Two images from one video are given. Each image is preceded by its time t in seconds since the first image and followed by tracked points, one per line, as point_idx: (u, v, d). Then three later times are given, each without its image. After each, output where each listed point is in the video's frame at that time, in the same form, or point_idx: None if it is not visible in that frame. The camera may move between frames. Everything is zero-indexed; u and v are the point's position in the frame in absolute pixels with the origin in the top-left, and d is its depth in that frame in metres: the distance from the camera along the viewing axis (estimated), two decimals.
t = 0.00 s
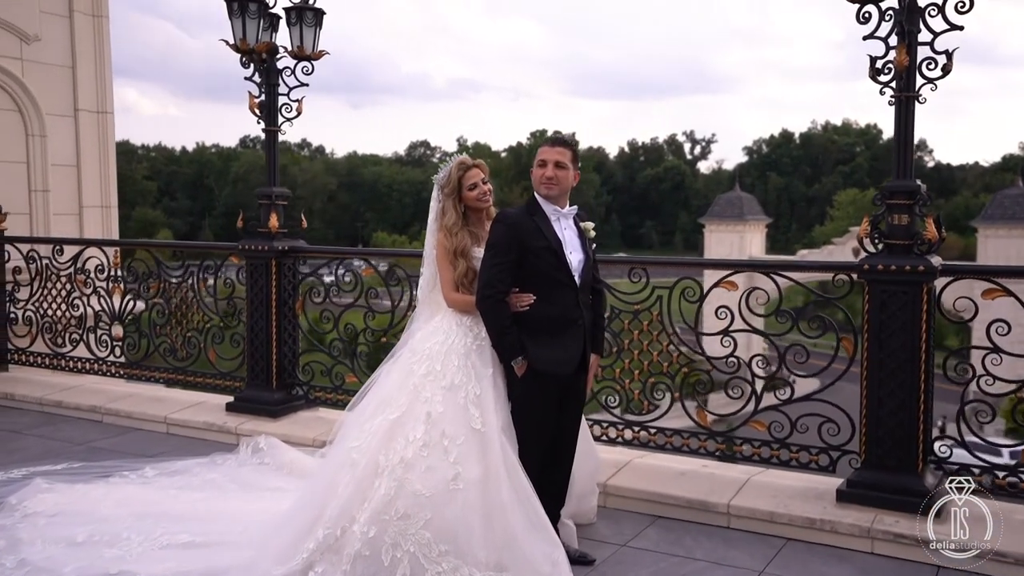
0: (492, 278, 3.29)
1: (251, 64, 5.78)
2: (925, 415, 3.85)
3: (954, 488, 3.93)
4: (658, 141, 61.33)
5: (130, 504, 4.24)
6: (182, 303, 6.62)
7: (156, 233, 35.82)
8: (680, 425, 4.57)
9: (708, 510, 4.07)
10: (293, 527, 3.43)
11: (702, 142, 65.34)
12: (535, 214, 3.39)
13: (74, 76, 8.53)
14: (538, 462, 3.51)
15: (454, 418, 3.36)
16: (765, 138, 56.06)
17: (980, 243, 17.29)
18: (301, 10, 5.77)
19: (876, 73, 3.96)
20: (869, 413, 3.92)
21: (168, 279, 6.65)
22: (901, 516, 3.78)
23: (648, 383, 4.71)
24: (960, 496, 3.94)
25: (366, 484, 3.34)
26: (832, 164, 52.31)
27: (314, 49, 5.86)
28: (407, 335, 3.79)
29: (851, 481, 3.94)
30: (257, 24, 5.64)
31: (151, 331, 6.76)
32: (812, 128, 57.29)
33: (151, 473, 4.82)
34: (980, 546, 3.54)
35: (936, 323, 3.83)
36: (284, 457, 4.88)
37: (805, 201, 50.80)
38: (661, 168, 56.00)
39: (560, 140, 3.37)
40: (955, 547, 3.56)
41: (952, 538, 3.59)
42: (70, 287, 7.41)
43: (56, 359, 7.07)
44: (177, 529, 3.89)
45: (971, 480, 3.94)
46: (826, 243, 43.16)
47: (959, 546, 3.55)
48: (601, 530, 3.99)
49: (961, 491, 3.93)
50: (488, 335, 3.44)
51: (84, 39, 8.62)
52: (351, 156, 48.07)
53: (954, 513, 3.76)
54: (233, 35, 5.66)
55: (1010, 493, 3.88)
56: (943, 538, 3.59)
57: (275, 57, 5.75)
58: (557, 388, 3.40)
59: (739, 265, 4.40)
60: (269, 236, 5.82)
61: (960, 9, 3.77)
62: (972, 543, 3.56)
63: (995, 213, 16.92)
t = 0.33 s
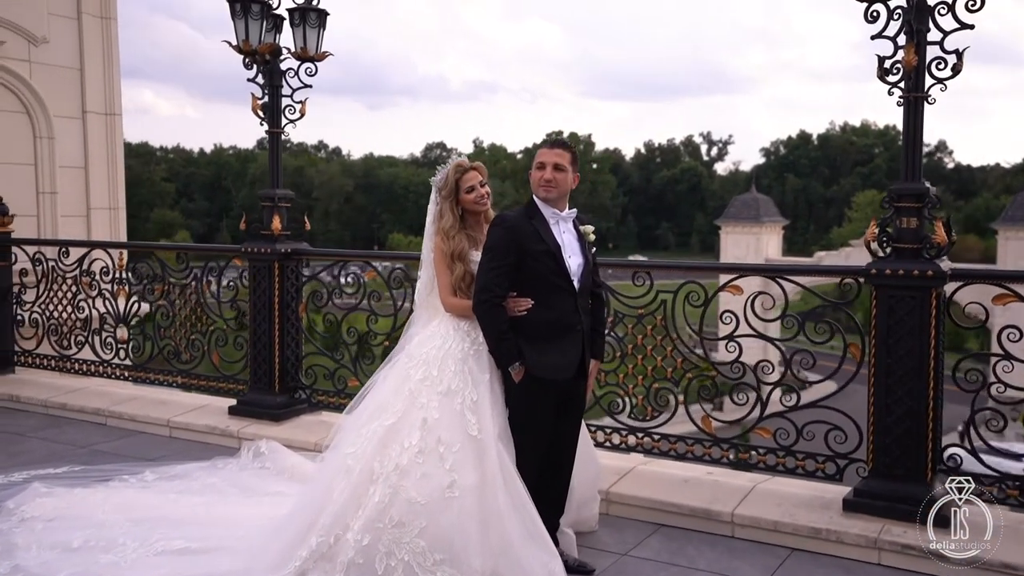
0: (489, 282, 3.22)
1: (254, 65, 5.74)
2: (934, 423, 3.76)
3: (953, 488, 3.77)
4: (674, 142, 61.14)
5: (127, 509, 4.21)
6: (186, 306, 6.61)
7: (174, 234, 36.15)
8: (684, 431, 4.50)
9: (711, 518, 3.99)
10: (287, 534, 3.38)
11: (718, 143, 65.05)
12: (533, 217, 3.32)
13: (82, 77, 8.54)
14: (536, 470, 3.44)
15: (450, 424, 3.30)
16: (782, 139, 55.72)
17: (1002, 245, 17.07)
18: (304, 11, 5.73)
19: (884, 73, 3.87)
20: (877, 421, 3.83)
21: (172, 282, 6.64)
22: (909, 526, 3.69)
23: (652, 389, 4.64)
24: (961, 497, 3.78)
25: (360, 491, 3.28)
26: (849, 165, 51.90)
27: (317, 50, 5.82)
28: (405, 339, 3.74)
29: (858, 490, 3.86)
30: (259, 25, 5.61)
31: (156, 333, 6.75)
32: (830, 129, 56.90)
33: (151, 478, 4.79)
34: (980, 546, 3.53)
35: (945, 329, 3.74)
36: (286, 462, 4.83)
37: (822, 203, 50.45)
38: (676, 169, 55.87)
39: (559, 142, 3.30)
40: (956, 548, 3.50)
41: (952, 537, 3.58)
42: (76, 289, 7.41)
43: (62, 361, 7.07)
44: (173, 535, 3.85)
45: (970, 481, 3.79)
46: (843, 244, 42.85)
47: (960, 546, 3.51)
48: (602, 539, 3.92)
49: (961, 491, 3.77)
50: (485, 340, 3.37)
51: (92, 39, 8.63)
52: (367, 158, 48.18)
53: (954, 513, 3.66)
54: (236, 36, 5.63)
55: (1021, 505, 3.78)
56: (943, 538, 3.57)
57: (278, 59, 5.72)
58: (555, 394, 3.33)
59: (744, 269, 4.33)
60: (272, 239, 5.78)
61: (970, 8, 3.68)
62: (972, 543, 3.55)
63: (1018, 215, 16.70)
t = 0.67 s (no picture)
0: (487, 285, 3.16)
1: (258, 66, 5.72)
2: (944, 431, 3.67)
3: (954, 488, 3.64)
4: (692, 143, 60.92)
5: (127, 512, 4.18)
6: (191, 307, 6.60)
7: (193, 234, 36.47)
8: (689, 436, 4.43)
9: (715, 525, 3.92)
10: (282, 540, 3.33)
11: (736, 144, 64.80)
12: (532, 219, 3.27)
13: (92, 78, 8.57)
14: (536, 476, 3.38)
15: (447, 429, 3.25)
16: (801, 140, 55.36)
17: None
18: (309, 11, 5.70)
19: (893, 72, 3.79)
20: (886, 428, 3.75)
21: (178, 283, 6.64)
22: (917, 536, 3.61)
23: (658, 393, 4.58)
24: (961, 497, 3.63)
25: (356, 497, 3.24)
26: (869, 166, 51.49)
27: (322, 50, 5.80)
28: (403, 342, 3.69)
29: (865, 498, 3.78)
30: (263, 25, 5.58)
31: (162, 334, 6.75)
32: (849, 130, 56.47)
33: (153, 480, 4.76)
34: (980, 546, 3.53)
35: (956, 333, 3.65)
36: (288, 465, 4.80)
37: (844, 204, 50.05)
38: (694, 170, 55.66)
39: (558, 142, 3.24)
40: (956, 548, 3.50)
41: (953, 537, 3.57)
42: (84, 290, 7.43)
43: (71, 363, 7.10)
44: (170, 540, 3.82)
45: (971, 481, 3.65)
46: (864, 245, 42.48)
47: (960, 546, 3.50)
48: (604, 546, 3.85)
49: (961, 491, 3.63)
50: (483, 344, 3.32)
51: (102, 40, 8.65)
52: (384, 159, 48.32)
53: (953, 514, 3.58)
54: (240, 37, 5.60)
55: None
56: (943, 538, 3.57)
57: (282, 59, 5.69)
58: (553, 398, 3.27)
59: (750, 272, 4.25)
60: (277, 240, 5.76)
61: (981, 4, 3.59)
62: (973, 542, 3.54)
63: None
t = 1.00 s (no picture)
0: (483, 287, 3.12)
1: (262, 66, 5.70)
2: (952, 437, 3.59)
3: (954, 488, 3.56)
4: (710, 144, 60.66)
5: (127, 514, 4.17)
6: (197, 309, 6.61)
7: (213, 234, 36.69)
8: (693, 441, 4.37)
9: (718, 531, 3.86)
10: (276, 544, 3.30)
11: (755, 144, 64.48)
12: (529, 220, 3.22)
13: (102, 80, 8.60)
14: (533, 481, 3.33)
15: (443, 433, 3.21)
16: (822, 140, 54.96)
17: None
18: (314, 11, 5.68)
19: (901, 70, 3.71)
20: (892, 434, 3.67)
21: (184, 284, 6.65)
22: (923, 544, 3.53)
23: (661, 397, 4.51)
24: (961, 497, 3.55)
25: (350, 501, 3.20)
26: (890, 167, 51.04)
27: (326, 50, 5.77)
28: (401, 344, 3.66)
29: (871, 505, 3.70)
30: (268, 25, 5.57)
31: (168, 335, 6.76)
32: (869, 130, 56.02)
33: (155, 482, 4.74)
34: (980, 545, 3.53)
35: (964, 336, 3.57)
36: (291, 467, 4.77)
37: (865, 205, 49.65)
38: (712, 171, 55.41)
39: (555, 142, 3.19)
40: (956, 547, 3.49)
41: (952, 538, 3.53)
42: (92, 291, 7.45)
43: (80, 364, 7.14)
44: (168, 543, 3.80)
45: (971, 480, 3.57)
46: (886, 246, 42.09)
47: (960, 546, 3.49)
48: (604, 552, 3.80)
49: (962, 492, 3.55)
50: (479, 347, 3.28)
51: (112, 41, 8.68)
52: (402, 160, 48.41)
53: (953, 513, 3.53)
54: (244, 37, 5.59)
55: None
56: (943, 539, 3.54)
57: (287, 59, 5.67)
58: (551, 402, 3.22)
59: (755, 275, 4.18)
60: (281, 241, 5.74)
61: None
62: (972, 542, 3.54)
63: None
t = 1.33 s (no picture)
0: (477, 289, 3.07)
1: (266, 67, 5.69)
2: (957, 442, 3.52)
3: (954, 488, 3.47)
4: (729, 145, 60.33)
5: (126, 515, 4.15)
6: (202, 309, 6.61)
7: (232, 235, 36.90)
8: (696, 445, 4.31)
9: (719, 537, 3.80)
10: (269, 548, 3.28)
11: (774, 146, 64.06)
12: (524, 221, 3.17)
13: (112, 80, 8.63)
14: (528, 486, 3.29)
15: (437, 437, 3.17)
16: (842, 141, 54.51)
17: None
18: (317, 11, 5.66)
19: (907, 68, 3.64)
20: (897, 439, 3.60)
21: (190, 284, 6.66)
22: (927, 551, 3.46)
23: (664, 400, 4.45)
24: (961, 497, 3.47)
25: (342, 505, 3.17)
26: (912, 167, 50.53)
27: (331, 50, 5.75)
28: (397, 346, 3.62)
29: (876, 511, 3.63)
30: (271, 25, 5.56)
31: (174, 336, 6.77)
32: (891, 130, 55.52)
33: (156, 483, 4.73)
34: (978, 545, 3.50)
35: (970, 340, 3.49)
36: (292, 469, 4.74)
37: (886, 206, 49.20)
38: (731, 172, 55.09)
39: (551, 142, 3.14)
40: (956, 548, 3.45)
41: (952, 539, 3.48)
42: (99, 292, 7.48)
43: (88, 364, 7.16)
44: (164, 545, 3.78)
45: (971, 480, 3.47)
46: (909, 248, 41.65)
47: (960, 547, 3.45)
48: (603, 557, 3.75)
49: (962, 492, 3.46)
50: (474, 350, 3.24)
51: (122, 43, 8.71)
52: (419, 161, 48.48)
53: (954, 514, 3.47)
54: (248, 37, 5.59)
55: None
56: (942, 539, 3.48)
57: (291, 59, 5.65)
58: (546, 406, 3.18)
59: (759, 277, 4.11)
60: (285, 241, 5.72)
61: None
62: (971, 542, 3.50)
63: None
